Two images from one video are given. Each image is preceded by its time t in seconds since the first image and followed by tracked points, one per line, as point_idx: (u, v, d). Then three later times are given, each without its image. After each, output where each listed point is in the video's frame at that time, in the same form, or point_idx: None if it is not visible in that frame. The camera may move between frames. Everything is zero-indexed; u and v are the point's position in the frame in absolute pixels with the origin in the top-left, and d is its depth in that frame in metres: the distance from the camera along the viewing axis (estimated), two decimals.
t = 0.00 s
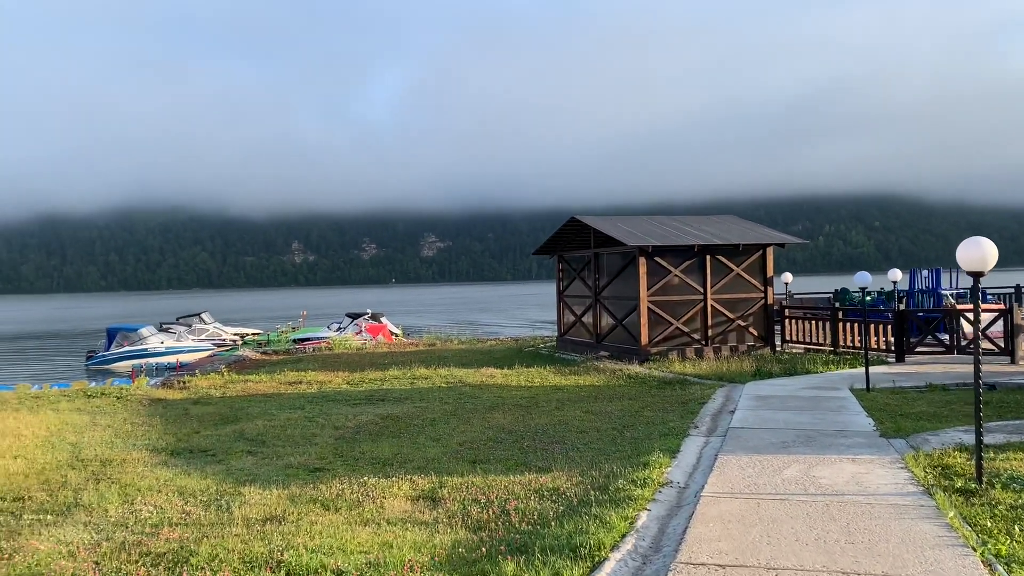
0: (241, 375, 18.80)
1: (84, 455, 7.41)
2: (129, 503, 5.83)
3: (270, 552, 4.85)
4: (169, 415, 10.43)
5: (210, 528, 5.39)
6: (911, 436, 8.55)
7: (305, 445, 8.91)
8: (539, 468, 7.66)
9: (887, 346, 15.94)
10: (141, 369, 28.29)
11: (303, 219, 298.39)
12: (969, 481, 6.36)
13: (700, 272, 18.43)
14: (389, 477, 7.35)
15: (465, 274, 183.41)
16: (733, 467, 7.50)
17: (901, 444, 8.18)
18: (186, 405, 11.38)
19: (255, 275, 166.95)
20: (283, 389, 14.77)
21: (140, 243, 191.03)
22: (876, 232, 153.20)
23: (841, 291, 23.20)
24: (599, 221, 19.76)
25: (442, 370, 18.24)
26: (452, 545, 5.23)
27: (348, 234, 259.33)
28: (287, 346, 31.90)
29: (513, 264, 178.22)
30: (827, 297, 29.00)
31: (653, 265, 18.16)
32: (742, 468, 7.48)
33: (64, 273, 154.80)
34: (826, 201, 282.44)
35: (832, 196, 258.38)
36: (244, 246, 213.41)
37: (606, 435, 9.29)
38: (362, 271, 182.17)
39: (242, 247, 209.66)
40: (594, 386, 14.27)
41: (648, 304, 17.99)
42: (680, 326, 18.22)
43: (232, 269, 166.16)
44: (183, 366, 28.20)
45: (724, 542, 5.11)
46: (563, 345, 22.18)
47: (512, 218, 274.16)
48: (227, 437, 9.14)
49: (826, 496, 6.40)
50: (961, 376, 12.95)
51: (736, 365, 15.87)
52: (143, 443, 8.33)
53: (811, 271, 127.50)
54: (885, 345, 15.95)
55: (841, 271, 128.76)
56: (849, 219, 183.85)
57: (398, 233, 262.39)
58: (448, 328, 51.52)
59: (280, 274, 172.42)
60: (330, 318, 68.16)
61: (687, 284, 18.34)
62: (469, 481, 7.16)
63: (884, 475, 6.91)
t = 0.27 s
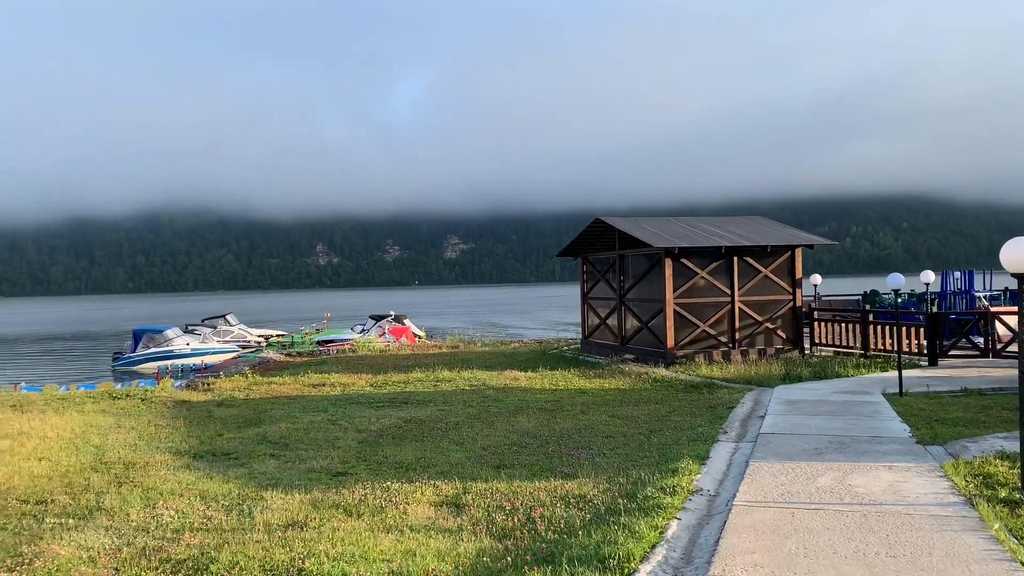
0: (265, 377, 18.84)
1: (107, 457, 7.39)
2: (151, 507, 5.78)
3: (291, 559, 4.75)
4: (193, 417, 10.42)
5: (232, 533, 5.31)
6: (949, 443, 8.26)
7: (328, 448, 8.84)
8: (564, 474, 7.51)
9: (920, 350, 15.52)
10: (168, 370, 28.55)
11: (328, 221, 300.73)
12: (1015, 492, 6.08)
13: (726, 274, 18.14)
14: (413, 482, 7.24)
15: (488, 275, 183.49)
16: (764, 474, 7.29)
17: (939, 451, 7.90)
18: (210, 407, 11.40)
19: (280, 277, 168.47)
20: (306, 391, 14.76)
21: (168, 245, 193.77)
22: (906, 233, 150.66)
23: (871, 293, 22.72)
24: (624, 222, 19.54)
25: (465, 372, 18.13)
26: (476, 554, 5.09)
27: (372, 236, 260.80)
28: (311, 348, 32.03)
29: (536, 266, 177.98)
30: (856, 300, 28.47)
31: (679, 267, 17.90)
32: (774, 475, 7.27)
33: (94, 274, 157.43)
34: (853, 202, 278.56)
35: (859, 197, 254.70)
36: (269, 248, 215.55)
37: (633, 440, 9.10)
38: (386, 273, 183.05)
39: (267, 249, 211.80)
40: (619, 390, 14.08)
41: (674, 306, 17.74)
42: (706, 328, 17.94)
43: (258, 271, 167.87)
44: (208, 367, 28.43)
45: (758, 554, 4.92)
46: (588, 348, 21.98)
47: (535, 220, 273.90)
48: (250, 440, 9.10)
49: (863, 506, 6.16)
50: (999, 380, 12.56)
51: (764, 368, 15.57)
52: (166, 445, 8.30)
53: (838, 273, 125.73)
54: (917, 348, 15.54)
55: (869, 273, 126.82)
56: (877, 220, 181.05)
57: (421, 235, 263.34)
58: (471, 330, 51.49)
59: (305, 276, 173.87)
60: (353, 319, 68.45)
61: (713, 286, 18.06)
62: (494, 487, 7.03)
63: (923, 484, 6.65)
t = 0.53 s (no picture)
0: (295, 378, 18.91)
1: (135, 457, 7.39)
2: (176, 508, 5.73)
3: (313, 565, 4.63)
4: (221, 417, 10.44)
5: (256, 537, 5.23)
6: (995, 455, 7.90)
7: (355, 451, 8.77)
8: (594, 481, 7.33)
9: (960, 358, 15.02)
10: (200, 371, 28.89)
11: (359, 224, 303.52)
12: None
13: (759, 279, 17.78)
14: (439, 487, 7.12)
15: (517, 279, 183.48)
16: (801, 484, 7.03)
17: (983, 464, 7.56)
18: (238, 408, 11.43)
19: (312, 280, 170.30)
20: (334, 393, 14.76)
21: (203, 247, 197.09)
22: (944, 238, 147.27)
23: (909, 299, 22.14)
24: (655, 225, 19.28)
25: (493, 376, 18.01)
26: (502, 563, 4.94)
27: (402, 239, 262.48)
28: (340, 350, 32.20)
29: (566, 270, 177.51)
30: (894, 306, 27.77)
31: (711, 271, 17.60)
32: (812, 485, 7.01)
33: (131, 276, 160.71)
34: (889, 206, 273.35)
35: (896, 202, 249.80)
36: (301, 251, 218.10)
37: (664, 447, 8.89)
38: (416, 276, 184.04)
39: (299, 252, 214.35)
40: (650, 396, 13.83)
41: (706, 311, 17.43)
42: (739, 334, 17.61)
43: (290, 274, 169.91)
44: (240, 368, 28.72)
45: (797, 569, 4.69)
46: (618, 353, 21.73)
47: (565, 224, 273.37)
48: (278, 442, 9.07)
49: (906, 520, 5.89)
50: None
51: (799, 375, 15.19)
52: (194, 446, 8.30)
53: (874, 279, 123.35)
54: (957, 357, 15.03)
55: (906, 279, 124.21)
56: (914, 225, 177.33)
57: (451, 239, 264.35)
58: (500, 334, 51.40)
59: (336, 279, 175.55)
60: (382, 322, 68.81)
61: (746, 291, 17.71)
62: (522, 494, 6.88)
63: (969, 498, 6.35)
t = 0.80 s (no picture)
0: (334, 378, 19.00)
1: (174, 455, 7.41)
2: (212, 508, 5.70)
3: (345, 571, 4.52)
4: (260, 416, 10.48)
5: (290, 539, 5.17)
6: None
7: (392, 452, 8.70)
8: (635, 489, 7.12)
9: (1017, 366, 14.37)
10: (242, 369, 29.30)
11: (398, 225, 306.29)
12: None
13: (805, 283, 17.30)
14: (476, 492, 6.98)
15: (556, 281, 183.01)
16: (853, 497, 6.72)
17: None
18: (277, 407, 11.47)
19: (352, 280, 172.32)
20: (372, 393, 14.76)
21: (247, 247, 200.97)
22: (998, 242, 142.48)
23: (961, 303, 21.37)
24: (697, 227, 18.91)
25: (531, 379, 17.84)
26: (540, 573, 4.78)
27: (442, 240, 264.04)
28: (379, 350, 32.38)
29: (605, 273, 176.47)
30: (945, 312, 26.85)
31: (755, 274, 17.18)
32: (864, 498, 6.69)
33: (179, 275, 164.61)
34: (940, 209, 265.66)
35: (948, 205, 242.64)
36: (343, 251, 220.81)
37: (707, 455, 8.63)
38: (455, 277, 184.88)
39: (340, 252, 217.19)
40: (691, 401, 13.51)
41: (750, 315, 17.02)
42: (783, 339, 17.15)
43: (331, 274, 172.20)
44: (280, 367, 29.05)
45: None
46: (658, 357, 21.37)
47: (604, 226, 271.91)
48: (315, 441, 9.05)
49: (967, 537, 5.56)
50: None
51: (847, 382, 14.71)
52: (232, 444, 8.31)
53: (923, 284, 119.90)
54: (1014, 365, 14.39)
55: (957, 285, 120.45)
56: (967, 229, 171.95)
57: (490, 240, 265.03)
58: (538, 336, 51.23)
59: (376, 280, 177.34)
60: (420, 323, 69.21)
61: (791, 295, 17.25)
62: (560, 500, 6.71)
63: None
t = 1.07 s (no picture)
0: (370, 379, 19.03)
1: (209, 455, 7.39)
2: (244, 509, 5.63)
3: None
4: (295, 416, 10.46)
5: (321, 543, 5.06)
6: None
7: (426, 454, 8.58)
8: (675, 498, 6.88)
9: None
10: (280, 368, 29.60)
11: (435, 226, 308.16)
12: None
13: (851, 286, 16.77)
14: (511, 498, 6.81)
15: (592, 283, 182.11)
16: (907, 510, 6.38)
17: None
18: (312, 407, 11.45)
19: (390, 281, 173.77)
20: (407, 394, 14.70)
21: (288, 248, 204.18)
22: None
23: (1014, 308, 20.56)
24: (739, 229, 18.50)
25: (568, 381, 17.62)
26: None
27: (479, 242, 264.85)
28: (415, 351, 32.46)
29: (642, 275, 175.05)
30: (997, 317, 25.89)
31: (799, 277, 16.71)
32: (919, 512, 6.35)
33: (221, 274, 167.88)
34: (990, 210, 257.73)
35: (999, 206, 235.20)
36: (380, 252, 223.00)
37: (750, 463, 8.33)
38: (491, 279, 185.24)
39: (378, 253, 219.26)
40: (733, 407, 13.16)
41: (793, 319, 16.56)
42: (828, 344, 16.65)
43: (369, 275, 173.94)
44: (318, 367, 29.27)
45: None
46: (698, 361, 20.96)
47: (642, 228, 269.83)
48: (349, 442, 8.98)
49: None
50: None
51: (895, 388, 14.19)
52: (266, 444, 8.29)
53: (972, 288, 116.32)
54: None
55: (1009, 289, 116.55)
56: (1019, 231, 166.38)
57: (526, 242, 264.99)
58: (575, 338, 50.90)
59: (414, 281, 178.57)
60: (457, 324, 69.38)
61: (836, 298, 16.74)
62: (598, 508, 6.50)
63: None
